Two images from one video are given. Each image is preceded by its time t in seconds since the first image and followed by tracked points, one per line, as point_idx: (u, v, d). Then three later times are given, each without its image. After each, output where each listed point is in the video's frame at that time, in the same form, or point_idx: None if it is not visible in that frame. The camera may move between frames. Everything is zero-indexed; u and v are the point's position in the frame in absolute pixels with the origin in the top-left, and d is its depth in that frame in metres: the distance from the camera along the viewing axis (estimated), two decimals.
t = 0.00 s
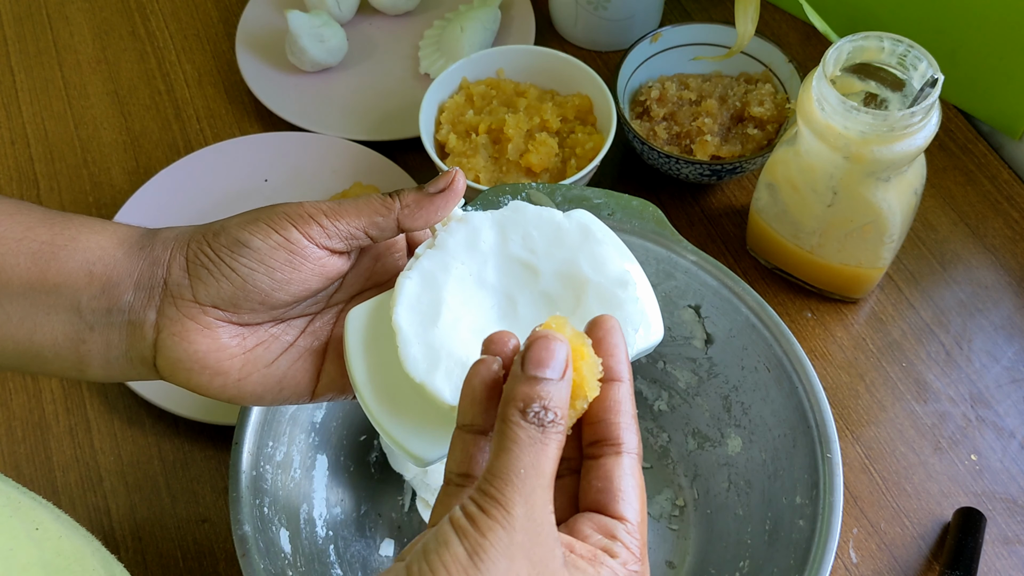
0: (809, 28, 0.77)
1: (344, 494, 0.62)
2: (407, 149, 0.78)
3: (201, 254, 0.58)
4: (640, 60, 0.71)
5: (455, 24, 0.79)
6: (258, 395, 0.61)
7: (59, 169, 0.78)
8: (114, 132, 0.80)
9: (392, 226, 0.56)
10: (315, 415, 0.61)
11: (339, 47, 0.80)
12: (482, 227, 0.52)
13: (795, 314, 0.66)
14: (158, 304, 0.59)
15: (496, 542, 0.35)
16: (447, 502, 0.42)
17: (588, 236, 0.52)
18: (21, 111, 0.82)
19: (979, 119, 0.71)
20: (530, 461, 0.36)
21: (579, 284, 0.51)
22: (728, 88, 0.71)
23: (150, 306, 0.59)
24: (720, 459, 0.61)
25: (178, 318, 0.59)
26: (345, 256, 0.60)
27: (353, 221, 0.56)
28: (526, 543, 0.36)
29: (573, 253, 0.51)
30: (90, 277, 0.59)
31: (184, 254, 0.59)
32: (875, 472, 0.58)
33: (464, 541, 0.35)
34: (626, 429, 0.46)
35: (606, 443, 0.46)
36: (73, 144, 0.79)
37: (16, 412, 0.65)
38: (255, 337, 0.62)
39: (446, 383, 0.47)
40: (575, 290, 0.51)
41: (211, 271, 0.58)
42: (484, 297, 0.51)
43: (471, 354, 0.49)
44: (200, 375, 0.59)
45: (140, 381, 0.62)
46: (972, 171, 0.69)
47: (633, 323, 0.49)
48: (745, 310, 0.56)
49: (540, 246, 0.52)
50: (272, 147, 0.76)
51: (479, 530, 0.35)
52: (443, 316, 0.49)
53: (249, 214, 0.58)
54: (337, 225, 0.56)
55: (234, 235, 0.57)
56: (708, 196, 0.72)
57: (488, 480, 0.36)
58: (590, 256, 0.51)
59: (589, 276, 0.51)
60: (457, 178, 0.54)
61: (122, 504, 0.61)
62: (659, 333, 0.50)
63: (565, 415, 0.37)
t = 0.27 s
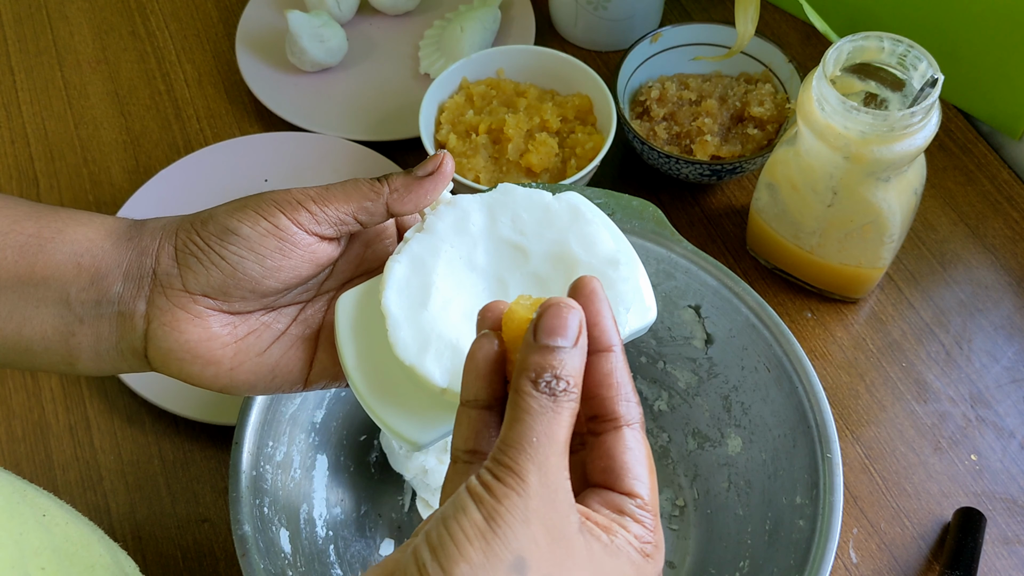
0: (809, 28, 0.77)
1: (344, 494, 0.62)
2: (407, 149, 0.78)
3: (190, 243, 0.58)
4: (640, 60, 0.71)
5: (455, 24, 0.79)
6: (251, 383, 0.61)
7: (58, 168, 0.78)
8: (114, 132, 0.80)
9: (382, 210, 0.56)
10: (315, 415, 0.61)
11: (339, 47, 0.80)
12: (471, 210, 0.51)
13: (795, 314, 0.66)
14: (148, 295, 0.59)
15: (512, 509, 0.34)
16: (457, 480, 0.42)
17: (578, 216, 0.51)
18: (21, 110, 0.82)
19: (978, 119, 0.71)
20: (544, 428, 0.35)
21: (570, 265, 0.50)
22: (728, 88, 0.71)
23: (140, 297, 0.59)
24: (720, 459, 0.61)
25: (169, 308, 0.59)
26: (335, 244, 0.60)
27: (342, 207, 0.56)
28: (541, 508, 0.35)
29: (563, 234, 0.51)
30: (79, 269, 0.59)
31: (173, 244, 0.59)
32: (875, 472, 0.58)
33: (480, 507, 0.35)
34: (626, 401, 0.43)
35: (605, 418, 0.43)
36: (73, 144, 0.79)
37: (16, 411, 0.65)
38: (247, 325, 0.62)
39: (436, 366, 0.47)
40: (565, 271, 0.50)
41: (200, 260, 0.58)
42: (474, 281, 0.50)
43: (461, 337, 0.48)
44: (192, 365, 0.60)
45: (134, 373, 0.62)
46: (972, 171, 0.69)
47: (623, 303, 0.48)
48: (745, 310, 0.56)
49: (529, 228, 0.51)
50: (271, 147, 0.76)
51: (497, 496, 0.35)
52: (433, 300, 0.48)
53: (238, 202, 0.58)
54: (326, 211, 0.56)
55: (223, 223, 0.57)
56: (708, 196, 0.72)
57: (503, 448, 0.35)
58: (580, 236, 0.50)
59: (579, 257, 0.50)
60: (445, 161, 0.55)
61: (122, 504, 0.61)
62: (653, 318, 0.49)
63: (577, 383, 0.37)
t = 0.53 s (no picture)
0: (809, 28, 0.77)
1: (344, 494, 0.62)
2: (407, 149, 0.78)
3: (184, 240, 0.58)
4: (640, 59, 0.71)
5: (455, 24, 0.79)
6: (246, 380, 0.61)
7: (58, 168, 0.78)
8: (114, 132, 0.80)
9: (377, 207, 0.56)
10: (315, 415, 0.61)
11: (339, 47, 0.80)
12: (465, 208, 0.51)
13: (795, 314, 0.66)
14: (142, 291, 0.59)
15: (518, 520, 0.34)
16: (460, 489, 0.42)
17: (572, 214, 0.51)
18: (21, 111, 0.82)
19: (979, 119, 0.71)
20: (568, 445, 0.34)
21: (563, 263, 0.49)
22: (728, 88, 0.71)
23: (134, 294, 0.59)
24: (720, 459, 0.61)
25: (164, 305, 0.59)
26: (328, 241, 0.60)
27: (337, 204, 0.56)
28: (550, 521, 0.35)
29: (557, 233, 0.51)
30: (74, 265, 0.59)
31: (167, 241, 0.59)
32: (875, 472, 0.58)
33: (489, 516, 0.35)
34: (652, 418, 0.45)
35: (634, 435, 0.45)
36: (73, 144, 0.80)
37: (16, 412, 0.65)
38: (241, 322, 0.62)
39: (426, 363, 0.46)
40: (558, 270, 0.50)
41: (194, 256, 0.58)
42: (467, 279, 0.50)
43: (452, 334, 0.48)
44: (186, 361, 0.60)
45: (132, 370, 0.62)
46: (972, 170, 0.69)
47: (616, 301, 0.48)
48: (745, 311, 0.56)
49: (524, 227, 0.51)
50: (271, 147, 0.76)
51: (505, 506, 0.35)
52: (425, 297, 0.48)
53: (233, 199, 0.58)
54: (321, 208, 0.56)
55: (218, 220, 0.57)
56: (708, 196, 0.72)
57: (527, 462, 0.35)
58: (574, 235, 0.50)
59: (572, 255, 0.50)
60: (439, 158, 0.55)
61: (122, 504, 0.61)
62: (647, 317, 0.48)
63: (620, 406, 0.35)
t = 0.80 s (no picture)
0: (809, 28, 0.77)
1: (345, 494, 0.62)
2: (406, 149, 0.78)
3: (185, 230, 0.58)
4: (640, 59, 0.71)
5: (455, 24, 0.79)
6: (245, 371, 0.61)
7: (58, 168, 0.78)
8: (114, 132, 0.80)
9: (376, 198, 0.56)
10: (315, 415, 0.61)
11: (339, 47, 0.80)
12: (465, 201, 0.51)
13: (795, 314, 0.66)
14: (142, 282, 0.59)
15: (510, 516, 0.35)
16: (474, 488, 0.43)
17: (571, 207, 0.51)
18: (21, 111, 0.82)
19: (979, 118, 0.71)
20: (537, 440, 0.36)
21: (562, 254, 0.49)
22: (728, 88, 0.71)
23: (134, 284, 0.59)
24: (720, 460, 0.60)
25: (164, 295, 0.59)
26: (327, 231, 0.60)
27: (337, 194, 0.56)
28: (542, 513, 0.35)
29: (556, 225, 0.50)
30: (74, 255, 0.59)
31: (167, 231, 0.59)
32: (875, 472, 0.58)
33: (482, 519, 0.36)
34: (690, 413, 0.44)
35: (668, 430, 0.44)
36: (73, 144, 0.79)
37: (15, 412, 0.65)
38: (241, 313, 0.62)
39: (424, 351, 0.46)
40: (557, 261, 0.49)
41: (195, 246, 0.58)
42: (466, 270, 0.50)
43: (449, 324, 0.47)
44: (186, 352, 0.60)
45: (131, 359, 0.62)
46: (972, 170, 0.69)
47: (614, 291, 0.48)
48: (745, 310, 0.57)
49: (523, 219, 0.51)
50: (271, 147, 0.76)
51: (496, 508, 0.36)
52: (423, 287, 0.48)
53: (234, 189, 0.59)
54: (321, 199, 0.56)
55: (217, 211, 0.57)
56: (708, 196, 0.72)
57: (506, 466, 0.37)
58: (573, 227, 0.50)
59: (571, 246, 0.49)
60: (438, 150, 0.55)
61: (122, 504, 0.61)
62: (645, 299, 0.50)
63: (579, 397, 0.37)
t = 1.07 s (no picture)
0: (810, 29, 0.77)
1: (344, 494, 0.61)
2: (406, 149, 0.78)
3: (181, 217, 0.58)
4: (640, 59, 0.71)
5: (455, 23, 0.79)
6: (241, 358, 0.62)
7: (58, 168, 0.78)
8: (114, 132, 0.80)
9: (371, 187, 0.56)
10: (315, 415, 0.61)
11: (339, 47, 0.80)
12: (459, 190, 0.51)
13: (795, 314, 0.66)
14: (139, 270, 0.59)
15: (549, 509, 0.34)
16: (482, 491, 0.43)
17: (565, 197, 0.51)
18: (21, 111, 0.82)
19: (978, 119, 0.71)
20: (596, 433, 0.34)
21: (554, 243, 0.49)
22: (728, 88, 0.71)
23: (131, 271, 0.59)
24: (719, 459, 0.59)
25: (161, 283, 0.59)
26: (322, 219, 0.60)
27: (331, 183, 0.56)
28: (581, 512, 0.34)
29: (549, 215, 0.50)
30: (71, 241, 0.58)
31: (164, 219, 0.59)
32: (875, 472, 0.58)
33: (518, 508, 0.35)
34: (701, 396, 0.43)
35: (680, 412, 0.43)
36: (73, 144, 0.79)
37: (15, 412, 0.65)
38: (237, 300, 0.62)
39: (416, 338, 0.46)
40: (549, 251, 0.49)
41: (191, 234, 0.58)
42: (458, 259, 0.49)
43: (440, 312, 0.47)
44: (182, 339, 0.60)
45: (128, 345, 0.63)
46: (972, 170, 0.69)
47: (606, 282, 0.47)
48: (745, 310, 0.57)
49: (517, 209, 0.50)
50: (271, 146, 0.76)
51: (535, 497, 0.35)
52: (416, 275, 0.48)
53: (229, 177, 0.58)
54: (316, 187, 0.56)
55: (213, 198, 0.57)
56: (708, 196, 0.72)
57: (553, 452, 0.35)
58: (566, 217, 0.50)
59: (564, 236, 0.49)
60: (434, 139, 0.55)
61: (122, 503, 0.61)
62: (639, 294, 0.49)
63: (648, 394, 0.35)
